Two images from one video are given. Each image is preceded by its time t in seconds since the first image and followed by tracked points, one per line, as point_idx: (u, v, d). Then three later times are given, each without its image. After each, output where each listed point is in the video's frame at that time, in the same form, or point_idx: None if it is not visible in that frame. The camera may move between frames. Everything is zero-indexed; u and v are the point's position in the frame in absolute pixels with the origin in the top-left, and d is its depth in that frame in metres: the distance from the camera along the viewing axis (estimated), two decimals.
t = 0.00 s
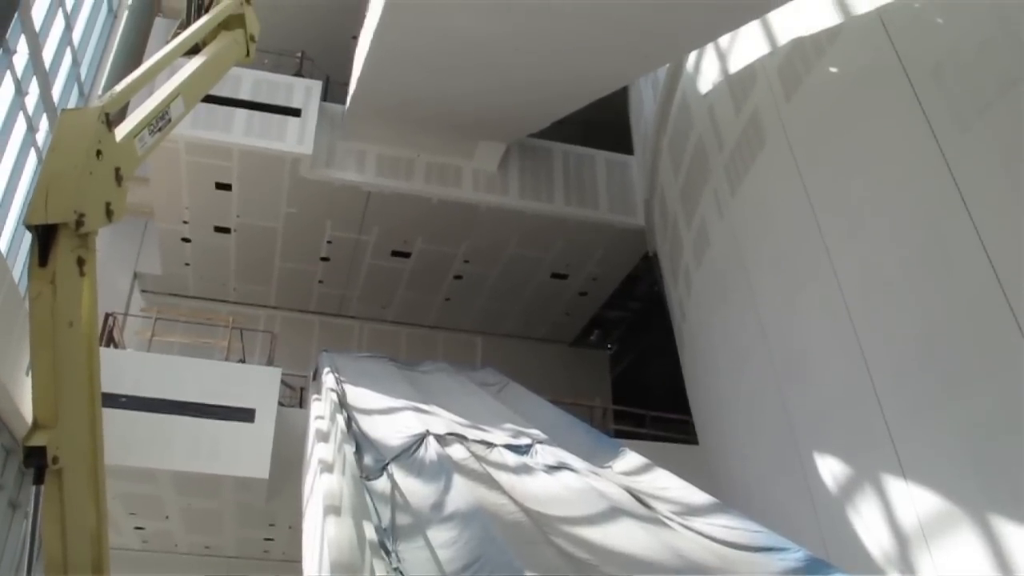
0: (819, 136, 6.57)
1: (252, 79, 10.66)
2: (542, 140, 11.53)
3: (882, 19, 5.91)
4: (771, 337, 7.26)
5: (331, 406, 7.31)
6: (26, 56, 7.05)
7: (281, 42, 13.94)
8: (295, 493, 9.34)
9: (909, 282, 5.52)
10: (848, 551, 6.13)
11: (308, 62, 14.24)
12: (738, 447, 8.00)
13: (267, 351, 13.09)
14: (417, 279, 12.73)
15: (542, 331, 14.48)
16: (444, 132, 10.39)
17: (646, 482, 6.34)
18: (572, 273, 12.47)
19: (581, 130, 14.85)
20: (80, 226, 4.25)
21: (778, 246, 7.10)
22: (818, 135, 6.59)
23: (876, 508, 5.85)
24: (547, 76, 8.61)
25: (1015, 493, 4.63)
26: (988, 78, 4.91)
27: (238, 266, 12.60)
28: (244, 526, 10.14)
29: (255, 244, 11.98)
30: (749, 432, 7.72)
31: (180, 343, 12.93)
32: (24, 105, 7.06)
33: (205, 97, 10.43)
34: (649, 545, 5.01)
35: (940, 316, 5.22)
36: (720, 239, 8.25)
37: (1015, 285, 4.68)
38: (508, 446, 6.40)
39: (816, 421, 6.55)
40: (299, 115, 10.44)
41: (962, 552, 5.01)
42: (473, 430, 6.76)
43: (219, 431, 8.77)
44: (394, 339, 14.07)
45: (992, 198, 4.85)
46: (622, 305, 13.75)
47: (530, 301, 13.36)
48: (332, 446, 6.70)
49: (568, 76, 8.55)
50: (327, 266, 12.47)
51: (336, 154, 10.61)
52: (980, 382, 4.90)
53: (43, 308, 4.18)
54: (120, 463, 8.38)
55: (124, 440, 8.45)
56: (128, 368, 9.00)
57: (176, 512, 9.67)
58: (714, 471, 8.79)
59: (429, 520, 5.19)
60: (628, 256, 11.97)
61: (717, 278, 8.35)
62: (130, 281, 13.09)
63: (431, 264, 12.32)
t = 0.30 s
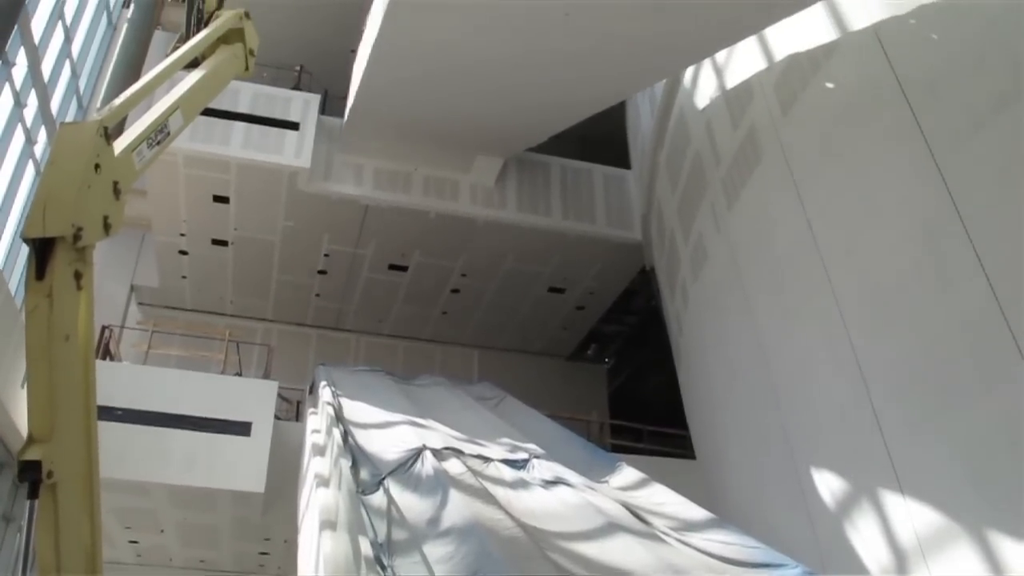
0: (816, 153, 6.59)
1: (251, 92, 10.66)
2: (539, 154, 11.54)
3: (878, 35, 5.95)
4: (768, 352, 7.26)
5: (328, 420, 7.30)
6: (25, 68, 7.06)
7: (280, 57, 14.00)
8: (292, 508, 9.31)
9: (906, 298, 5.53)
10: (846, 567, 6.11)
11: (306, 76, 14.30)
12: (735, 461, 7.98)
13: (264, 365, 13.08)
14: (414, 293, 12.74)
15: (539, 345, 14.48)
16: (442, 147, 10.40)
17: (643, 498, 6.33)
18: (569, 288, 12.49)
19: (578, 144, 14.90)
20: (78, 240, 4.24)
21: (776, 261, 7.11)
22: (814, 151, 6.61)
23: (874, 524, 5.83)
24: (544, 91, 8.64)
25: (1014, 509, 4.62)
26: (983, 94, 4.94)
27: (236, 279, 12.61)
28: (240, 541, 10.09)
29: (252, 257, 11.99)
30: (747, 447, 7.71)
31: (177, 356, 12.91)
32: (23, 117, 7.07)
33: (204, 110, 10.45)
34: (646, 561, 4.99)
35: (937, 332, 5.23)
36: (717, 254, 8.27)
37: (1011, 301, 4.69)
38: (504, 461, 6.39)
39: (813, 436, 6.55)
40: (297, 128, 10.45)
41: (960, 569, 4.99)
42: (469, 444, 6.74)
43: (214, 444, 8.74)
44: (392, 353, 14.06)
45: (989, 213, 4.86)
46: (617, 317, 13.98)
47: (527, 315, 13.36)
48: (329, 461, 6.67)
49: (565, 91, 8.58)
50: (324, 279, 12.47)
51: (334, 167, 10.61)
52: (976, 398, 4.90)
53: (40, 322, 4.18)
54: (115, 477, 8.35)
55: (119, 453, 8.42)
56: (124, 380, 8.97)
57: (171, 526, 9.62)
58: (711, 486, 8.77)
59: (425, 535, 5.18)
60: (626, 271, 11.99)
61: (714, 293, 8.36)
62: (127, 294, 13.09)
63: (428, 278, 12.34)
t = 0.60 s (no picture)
0: (810, 170, 6.62)
1: (246, 107, 10.62)
2: (533, 170, 11.54)
3: (871, 53, 5.99)
4: (762, 369, 7.27)
5: (320, 436, 7.27)
6: (20, 82, 7.07)
7: (275, 72, 14.06)
8: (284, 525, 9.27)
9: (899, 315, 5.55)
10: None
11: (302, 92, 14.35)
12: (729, 477, 7.97)
13: (258, 381, 13.05)
14: (408, 308, 12.74)
15: (533, 361, 14.47)
16: (436, 163, 10.39)
17: (636, 514, 6.32)
18: (563, 303, 12.50)
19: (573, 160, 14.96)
20: (71, 255, 4.23)
21: (769, 278, 7.13)
22: (808, 169, 6.64)
23: (869, 540, 5.82)
24: (539, 108, 8.68)
25: (1008, 525, 4.62)
26: (975, 112, 4.98)
27: (230, 295, 12.61)
28: (231, 557, 10.03)
29: (246, 272, 11.99)
30: (741, 464, 7.70)
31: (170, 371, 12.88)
32: (17, 131, 7.07)
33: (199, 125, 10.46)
34: None
35: (930, 348, 5.25)
36: (710, 271, 8.30)
37: (1003, 317, 4.71)
38: (498, 477, 6.38)
39: (807, 453, 6.55)
40: (291, 143, 10.43)
41: None
42: (463, 461, 6.73)
43: (206, 459, 8.71)
44: (386, 368, 14.04)
45: (980, 231, 4.89)
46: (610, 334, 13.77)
47: (522, 330, 13.36)
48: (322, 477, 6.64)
49: (560, 107, 8.62)
50: (318, 294, 12.47)
51: (328, 182, 10.58)
52: (969, 415, 4.91)
53: (32, 338, 4.15)
54: (107, 492, 8.32)
55: (111, 467, 8.37)
56: (117, 396, 8.96)
57: (163, 542, 9.56)
58: (705, 503, 8.76)
59: (419, 552, 5.17)
60: (620, 287, 12.01)
61: (708, 309, 8.38)
62: (121, 308, 13.06)
63: (423, 294, 12.35)
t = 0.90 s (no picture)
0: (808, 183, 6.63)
1: (244, 118, 10.64)
2: (531, 182, 11.54)
3: (868, 67, 6.02)
4: (760, 382, 7.27)
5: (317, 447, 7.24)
6: (19, 93, 7.08)
7: (274, 84, 14.10)
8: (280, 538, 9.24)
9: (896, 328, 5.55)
10: None
11: (300, 103, 14.40)
12: (727, 490, 7.96)
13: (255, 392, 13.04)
14: (406, 319, 12.73)
15: (531, 373, 14.46)
16: (435, 175, 10.40)
17: (633, 527, 6.31)
18: (561, 315, 12.51)
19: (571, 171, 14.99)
20: (69, 266, 4.23)
21: (767, 290, 7.14)
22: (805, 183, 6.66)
23: (866, 554, 5.81)
24: (537, 120, 8.71)
25: (1006, 539, 4.61)
26: (971, 126, 5.00)
27: (227, 306, 12.62)
28: (227, 569, 9.99)
29: (243, 283, 11.99)
30: (738, 477, 7.69)
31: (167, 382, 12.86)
32: (16, 141, 7.08)
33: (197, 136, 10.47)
34: None
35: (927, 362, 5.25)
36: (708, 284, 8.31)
37: (1001, 330, 4.71)
38: (494, 490, 6.36)
39: (804, 466, 6.54)
40: (290, 154, 10.44)
41: None
42: (460, 473, 6.72)
43: (202, 471, 8.68)
44: (384, 379, 14.03)
45: (977, 244, 4.90)
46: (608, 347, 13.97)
47: (520, 342, 13.35)
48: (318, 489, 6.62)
49: (559, 120, 8.64)
50: (316, 305, 12.47)
51: (326, 194, 10.57)
52: (967, 428, 4.91)
53: (29, 349, 4.14)
54: (103, 503, 8.30)
55: (108, 478, 8.35)
56: (113, 406, 8.94)
57: (158, 554, 9.53)
58: (702, 517, 8.74)
59: (415, 565, 5.17)
60: (617, 299, 12.02)
61: (706, 322, 8.37)
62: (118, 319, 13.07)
63: (420, 305, 12.35)
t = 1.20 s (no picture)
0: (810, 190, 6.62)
1: (246, 125, 10.68)
2: (533, 189, 11.56)
3: (870, 73, 6.02)
4: (762, 388, 7.25)
5: (319, 455, 7.20)
6: (23, 100, 7.10)
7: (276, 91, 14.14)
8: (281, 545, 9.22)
9: (899, 334, 5.54)
10: None
11: (302, 110, 14.43)
12: (730, 497, 7.92)
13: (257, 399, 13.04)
14: (408, 326, 12.72)
15: (533, 380, 14.45)
16: (437, 181, 10.41)
17: (636, 534, 6.28)
18: (563, 322, 12.50)
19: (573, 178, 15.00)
20: (70, 273, 4.24)
21: (769, 297, 7.12)
22: (807, 189, 6.65)
23: (869, 561, 5.77)
24: (539, 127, 8.72)
25: (1010, 546, 4.58)
26: (974, 132, 4.99)
27: (229, 313, 12.63)
28: None
29: (246, 291, 12.01)
30: (741, 484, 7.66)
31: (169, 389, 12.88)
32: (19, 148, 7.10)
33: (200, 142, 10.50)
34: None
35: (930, 368, 5.23)
36: (710, 290, 8.30)
37: (1004, 336, 4.69)
38: (496, 497, 6.34)
39: (807, 472, 6.52)
40: (291, 161, 10.45)
41: None
42: (463, 480, 6.70)
43: (204, 478, 8.66)
44: (385, 386, 14.02)
45: (980, 249, 4.89)
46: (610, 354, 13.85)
47: (522, 349, 13.33)
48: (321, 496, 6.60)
49: (561, 126, 8.65)
50: (318, 312, 12.47)
51: (328, 202, 10.58)
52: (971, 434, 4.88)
53: (30, 356, 4.14)
54: (105, 510, 8.29)
55: (110, 486, 8.34)
56: (115, 413, 8.93)
57: (160, 561, 9.51)
58: (705, 524, 8.70)
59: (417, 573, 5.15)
60: (620, 306, 12.00)
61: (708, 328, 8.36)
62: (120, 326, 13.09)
63: (422, 312, 12.35)
